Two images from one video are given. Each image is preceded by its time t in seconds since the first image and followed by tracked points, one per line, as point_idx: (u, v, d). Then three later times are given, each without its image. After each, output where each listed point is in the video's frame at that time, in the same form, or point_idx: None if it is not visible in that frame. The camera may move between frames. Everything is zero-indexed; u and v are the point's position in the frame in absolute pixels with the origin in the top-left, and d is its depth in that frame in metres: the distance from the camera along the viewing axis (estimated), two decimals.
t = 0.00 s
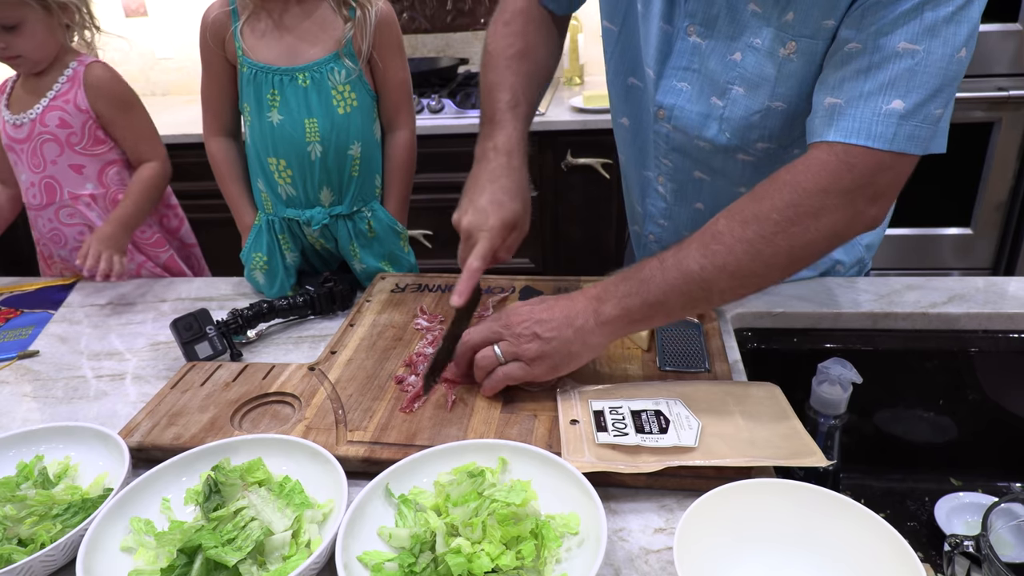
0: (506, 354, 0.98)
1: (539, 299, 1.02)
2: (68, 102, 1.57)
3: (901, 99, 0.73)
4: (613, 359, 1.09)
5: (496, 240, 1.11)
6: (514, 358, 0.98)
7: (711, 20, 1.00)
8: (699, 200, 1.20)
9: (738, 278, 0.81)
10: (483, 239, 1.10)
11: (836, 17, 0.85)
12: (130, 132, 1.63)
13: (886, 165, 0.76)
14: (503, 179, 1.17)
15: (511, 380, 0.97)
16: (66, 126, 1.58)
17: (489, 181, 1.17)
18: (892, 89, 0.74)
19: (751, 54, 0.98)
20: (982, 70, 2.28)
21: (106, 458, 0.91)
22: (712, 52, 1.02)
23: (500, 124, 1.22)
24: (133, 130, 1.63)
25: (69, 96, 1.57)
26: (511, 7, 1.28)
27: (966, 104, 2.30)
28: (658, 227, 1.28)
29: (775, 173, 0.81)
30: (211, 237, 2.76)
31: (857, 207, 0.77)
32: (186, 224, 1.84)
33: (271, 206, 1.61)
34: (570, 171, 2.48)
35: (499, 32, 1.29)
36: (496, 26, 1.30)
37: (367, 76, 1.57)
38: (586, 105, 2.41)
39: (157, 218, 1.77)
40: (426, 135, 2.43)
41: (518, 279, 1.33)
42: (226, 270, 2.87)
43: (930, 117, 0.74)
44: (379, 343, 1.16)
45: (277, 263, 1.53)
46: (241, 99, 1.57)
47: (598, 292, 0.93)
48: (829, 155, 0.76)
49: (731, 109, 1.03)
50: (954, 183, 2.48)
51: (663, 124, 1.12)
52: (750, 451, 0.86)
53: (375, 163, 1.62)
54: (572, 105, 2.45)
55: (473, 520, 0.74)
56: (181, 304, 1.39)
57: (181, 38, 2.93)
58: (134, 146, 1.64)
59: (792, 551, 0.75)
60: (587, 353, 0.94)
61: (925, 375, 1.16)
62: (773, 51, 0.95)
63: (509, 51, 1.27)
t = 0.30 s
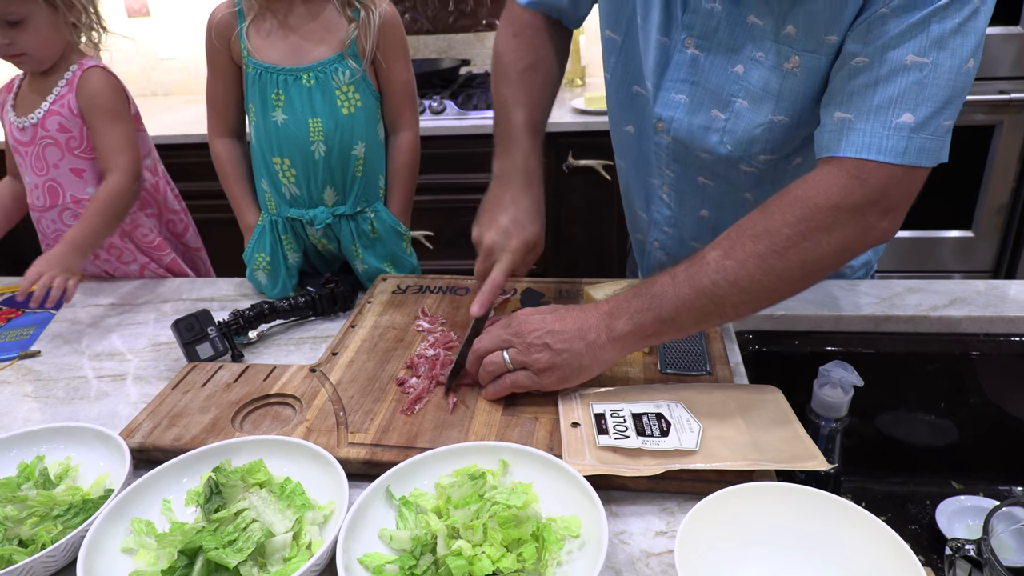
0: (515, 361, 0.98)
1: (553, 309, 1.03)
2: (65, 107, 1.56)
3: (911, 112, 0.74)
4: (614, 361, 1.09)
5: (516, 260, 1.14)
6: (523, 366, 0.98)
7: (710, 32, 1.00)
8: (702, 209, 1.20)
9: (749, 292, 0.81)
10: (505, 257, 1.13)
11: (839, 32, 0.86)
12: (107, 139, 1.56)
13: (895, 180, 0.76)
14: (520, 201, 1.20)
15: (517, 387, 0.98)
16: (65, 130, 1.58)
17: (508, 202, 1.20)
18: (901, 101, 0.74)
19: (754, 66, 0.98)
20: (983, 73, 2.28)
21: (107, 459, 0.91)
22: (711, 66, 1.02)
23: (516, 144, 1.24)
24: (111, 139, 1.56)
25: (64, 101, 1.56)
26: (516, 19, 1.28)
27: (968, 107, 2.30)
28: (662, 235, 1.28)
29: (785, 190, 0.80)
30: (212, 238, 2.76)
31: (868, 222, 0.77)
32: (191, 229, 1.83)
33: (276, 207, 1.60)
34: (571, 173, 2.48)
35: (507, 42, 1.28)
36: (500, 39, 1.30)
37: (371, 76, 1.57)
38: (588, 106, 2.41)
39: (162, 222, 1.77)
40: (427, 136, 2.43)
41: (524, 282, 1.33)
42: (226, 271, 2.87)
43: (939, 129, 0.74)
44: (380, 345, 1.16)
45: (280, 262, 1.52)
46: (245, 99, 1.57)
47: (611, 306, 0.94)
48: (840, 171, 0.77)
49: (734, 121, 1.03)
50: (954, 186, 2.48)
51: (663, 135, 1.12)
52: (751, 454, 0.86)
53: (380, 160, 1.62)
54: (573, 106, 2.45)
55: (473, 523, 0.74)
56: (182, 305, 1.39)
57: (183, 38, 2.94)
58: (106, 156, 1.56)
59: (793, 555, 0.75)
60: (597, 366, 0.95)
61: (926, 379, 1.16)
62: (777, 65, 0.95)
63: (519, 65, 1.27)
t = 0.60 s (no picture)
0: (533, 358, 0.98)
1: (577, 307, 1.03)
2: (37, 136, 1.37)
3: (916, 95, 0.73)
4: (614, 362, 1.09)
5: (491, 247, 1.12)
6: (540, 364, 0.98)
7: (708, 22, 1.01)
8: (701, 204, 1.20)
9: (764, 288, 0.81)
10: (478, 252, 1.11)
11: (836, 18, 0.86)
12: (40, 174, 1.33)
13: (909, 164, 0.75)
14: (491, 193, 1.17)
15: (534, 386, 0.99)
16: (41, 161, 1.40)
17: (478, 192, 1.18)
18: (906, 85, 0.74)
19: (752, 55, 0.98)
20: (984, 73, 2.28)
21: (107, 461, 0.91)
22: (710, 55, 1.02)
23: (486, 133, 1.23)
24: (46, 176, 1.33)
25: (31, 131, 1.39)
26: (505, 18, 1.27)
27: (968, 107, 2.30)
28: (661, 230, 1.28)
29: (797, 180, 0.80)
30: (213, 239, 2.77)
31: (881, 207, 0.76)
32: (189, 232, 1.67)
33: (276, 207, 1.61)
34: (571, 174, 2.48)
35: (494, 40, 1.28)
36: (489, 37, 1.29)
37: (372, 77, 1.57)
38: (588, 107, 2.41)
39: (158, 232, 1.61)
40: (427, 137, 2.43)
41: (524, 283, 1.33)
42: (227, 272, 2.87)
43: (947, 112, 0.74)
44: (381, 346, 1.16)
45: (282, 265, 1.53)
46: (246, 100, 1.58)
47: (628, 309, 0.94)
48: (848, 157, 0.76)
49: (734, 111, 1.03)
50: (955, 187, 2.48)
51: (663, 127, 1.12)
52: (752, 455, 0.86)
53: (380, 165, 1.62)
54: (573, 107, 2.45)
55: (475, 525, 0.74)
56: (183, 307, 1.39)
57: (183, 40, 2.94)
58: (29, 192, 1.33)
59: (794, 556, 0.74)
60: (615, 368, 0.95)
61: (926, 379, 1.16)
62: (775, 53, 0.96)
63: (505, 58, 1.26)
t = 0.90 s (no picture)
0: (538, 355, 0.98)
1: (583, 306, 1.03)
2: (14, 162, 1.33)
3: (919, 93, 0.73)
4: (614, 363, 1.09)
5: (500, 298, 1.16)
6: (546, 360, 0.98)
7: (715, 28, 1.00)
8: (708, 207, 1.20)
9: (768, 284, 0.81)
10: (488, 296, 1.16)
11: (844, 20, 0.86)
12: (16, 208, 1.28)
13: (912, 161, 0.75)
14: (511, 243, 1.22)
15: (539, 382, 0.98)
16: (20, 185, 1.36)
17: (498, 245, 1.22)
18: (908, 84, 0.74)
19: (760, 60, 0.99)
20: (983, 73, 2.28)
21: (107, 462, 0.91)
22: (717, 61, 1.02)
23: (509, 188, 1.25)
24: (24, 209, 1.28)
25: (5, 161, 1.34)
26: (518, 49, 1.27)
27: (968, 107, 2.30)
28: (668, 234, 1.28)
29: (799, 178, 0.81)
30: (212, 240, 2.77)
31: (885, 205, 0.77)
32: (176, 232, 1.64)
33: (277, 207, 1.61)
34: (571, 174, 2.48)
35: (508, 78, 1.28)
36: (502, 75, 1.29)
37: (372, 78, 1.57)
38: (587, 108, 2.41)
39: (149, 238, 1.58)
40: (427, 138, 2.44)
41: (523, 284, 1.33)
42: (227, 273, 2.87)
43: (952, 109, 0.74)
44: (381, 347, 1.16)
45: (285, 266, 1.53)
46: (246, 97, 1.58)
47: (634, 306, 0.93)
48: (851, 155, 0.77)
49: (743, 116, 1.03)
50: (955, 187, 2.48)
51: (671, 133, 1.12)
52: (751, 455, 0.86)
53: (380, 165, 1.62)
54: (573, 108, 2.45)
55: (474, 524, 0.74)
56: (183, 307, 1.39)
57: (183, 41, 2.94)
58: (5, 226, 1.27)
59: (794, 555, 0.75)
60: (620, 365, 0.94)
61: (926, 379, 1.17)
62: (783, 57, 0.96)
63: (518, 105, 1.27)
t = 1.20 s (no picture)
0: (548, 357, 0.98)
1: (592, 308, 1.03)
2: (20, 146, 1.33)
3: (930, 107, 0.73)
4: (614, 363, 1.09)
5: (525, 297, 1.16)
6: (554, 362, 0.98)
7: (721, 39, 1.00)
8: (711, 209, 1.20)
9: (776, 294, 0.81)
10: (512, 293, 1.15)
11: (856, 32, 0.85)
12: (21, 185, 1.28)
13: (919, 174, 0.75)
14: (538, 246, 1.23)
15: (547, 384, 0.99)
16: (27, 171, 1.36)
17: (524, 247, 1.23)
18: (919, 98, 0.74)
19: (766, 71, 0.98)
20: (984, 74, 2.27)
21: (108, 461, 0.91)
22: (722, 71, 1.02)
23: (535, 196, 1.24)
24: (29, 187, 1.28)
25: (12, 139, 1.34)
26: (538, 59, 1.27)
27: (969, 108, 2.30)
28: (675, 235, 1.29)
29: (809, 190, 0.81)
30: (213, 240, 2.77)
31: (893, 218, 0.77)
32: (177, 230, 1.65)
33: (277, 207, 1.61)
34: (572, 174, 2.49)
35: (531, 86, 1.28)
36: (521, 78, 1.29)
37: (373, 77, 1.57)
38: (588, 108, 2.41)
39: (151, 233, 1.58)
40: (427, 138, 2.44)
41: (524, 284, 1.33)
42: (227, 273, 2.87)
43: (961, 123, 0.74)
44: (381, 347, 1.16)
45: (285, 265, 1.53)
46: (246, 96, 1.58)
47: (642, 311, 0.93)
48: (862, 167, 0.77)
49: (746, 125, 1.03)
50: (955, 187, 2.48)
51: (675, 141, 1.12)
52: (751, 455, 0.86)
53: (381, 164, 1.62)
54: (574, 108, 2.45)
55: (475, 524, 0.74)
56: (183, 307, 1.39)
57: (183, 41, 2.94)
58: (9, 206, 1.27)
59: (793, 554, 0.75)
60: (627, 369, 0.94)
61: (926, 379, 1.17)
62: (791, 67, 0.95)
63: (543, 112, 1.27)
